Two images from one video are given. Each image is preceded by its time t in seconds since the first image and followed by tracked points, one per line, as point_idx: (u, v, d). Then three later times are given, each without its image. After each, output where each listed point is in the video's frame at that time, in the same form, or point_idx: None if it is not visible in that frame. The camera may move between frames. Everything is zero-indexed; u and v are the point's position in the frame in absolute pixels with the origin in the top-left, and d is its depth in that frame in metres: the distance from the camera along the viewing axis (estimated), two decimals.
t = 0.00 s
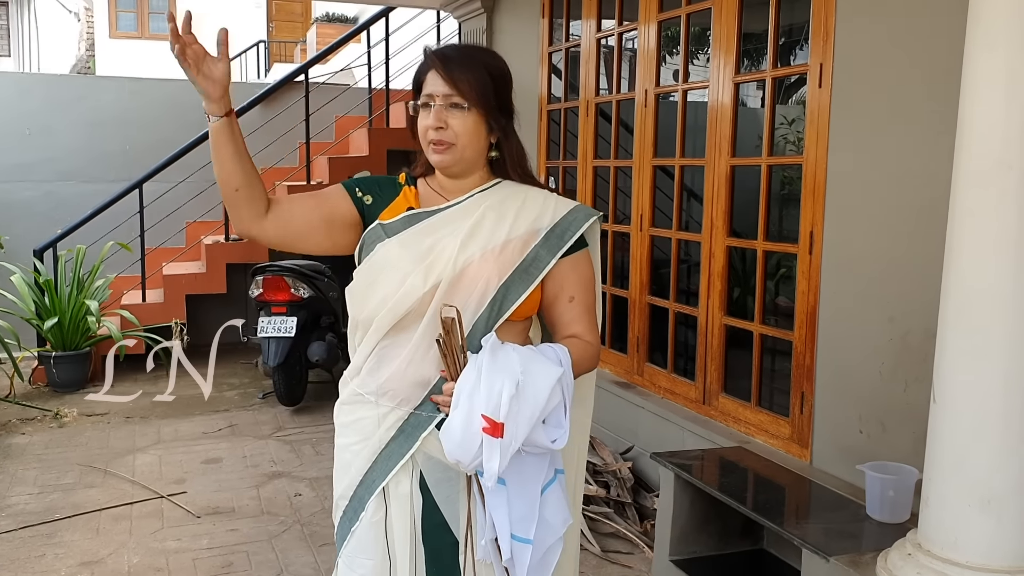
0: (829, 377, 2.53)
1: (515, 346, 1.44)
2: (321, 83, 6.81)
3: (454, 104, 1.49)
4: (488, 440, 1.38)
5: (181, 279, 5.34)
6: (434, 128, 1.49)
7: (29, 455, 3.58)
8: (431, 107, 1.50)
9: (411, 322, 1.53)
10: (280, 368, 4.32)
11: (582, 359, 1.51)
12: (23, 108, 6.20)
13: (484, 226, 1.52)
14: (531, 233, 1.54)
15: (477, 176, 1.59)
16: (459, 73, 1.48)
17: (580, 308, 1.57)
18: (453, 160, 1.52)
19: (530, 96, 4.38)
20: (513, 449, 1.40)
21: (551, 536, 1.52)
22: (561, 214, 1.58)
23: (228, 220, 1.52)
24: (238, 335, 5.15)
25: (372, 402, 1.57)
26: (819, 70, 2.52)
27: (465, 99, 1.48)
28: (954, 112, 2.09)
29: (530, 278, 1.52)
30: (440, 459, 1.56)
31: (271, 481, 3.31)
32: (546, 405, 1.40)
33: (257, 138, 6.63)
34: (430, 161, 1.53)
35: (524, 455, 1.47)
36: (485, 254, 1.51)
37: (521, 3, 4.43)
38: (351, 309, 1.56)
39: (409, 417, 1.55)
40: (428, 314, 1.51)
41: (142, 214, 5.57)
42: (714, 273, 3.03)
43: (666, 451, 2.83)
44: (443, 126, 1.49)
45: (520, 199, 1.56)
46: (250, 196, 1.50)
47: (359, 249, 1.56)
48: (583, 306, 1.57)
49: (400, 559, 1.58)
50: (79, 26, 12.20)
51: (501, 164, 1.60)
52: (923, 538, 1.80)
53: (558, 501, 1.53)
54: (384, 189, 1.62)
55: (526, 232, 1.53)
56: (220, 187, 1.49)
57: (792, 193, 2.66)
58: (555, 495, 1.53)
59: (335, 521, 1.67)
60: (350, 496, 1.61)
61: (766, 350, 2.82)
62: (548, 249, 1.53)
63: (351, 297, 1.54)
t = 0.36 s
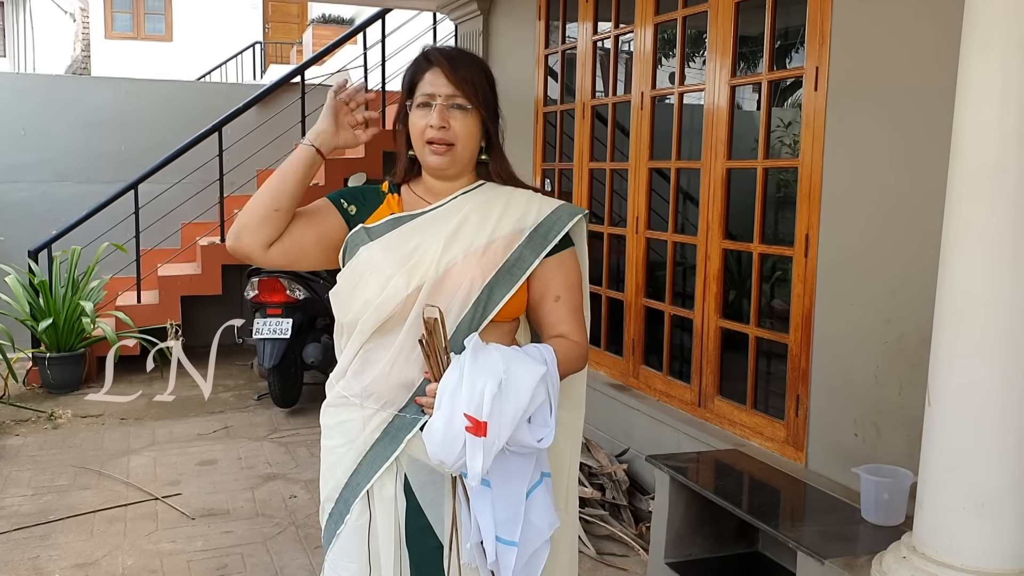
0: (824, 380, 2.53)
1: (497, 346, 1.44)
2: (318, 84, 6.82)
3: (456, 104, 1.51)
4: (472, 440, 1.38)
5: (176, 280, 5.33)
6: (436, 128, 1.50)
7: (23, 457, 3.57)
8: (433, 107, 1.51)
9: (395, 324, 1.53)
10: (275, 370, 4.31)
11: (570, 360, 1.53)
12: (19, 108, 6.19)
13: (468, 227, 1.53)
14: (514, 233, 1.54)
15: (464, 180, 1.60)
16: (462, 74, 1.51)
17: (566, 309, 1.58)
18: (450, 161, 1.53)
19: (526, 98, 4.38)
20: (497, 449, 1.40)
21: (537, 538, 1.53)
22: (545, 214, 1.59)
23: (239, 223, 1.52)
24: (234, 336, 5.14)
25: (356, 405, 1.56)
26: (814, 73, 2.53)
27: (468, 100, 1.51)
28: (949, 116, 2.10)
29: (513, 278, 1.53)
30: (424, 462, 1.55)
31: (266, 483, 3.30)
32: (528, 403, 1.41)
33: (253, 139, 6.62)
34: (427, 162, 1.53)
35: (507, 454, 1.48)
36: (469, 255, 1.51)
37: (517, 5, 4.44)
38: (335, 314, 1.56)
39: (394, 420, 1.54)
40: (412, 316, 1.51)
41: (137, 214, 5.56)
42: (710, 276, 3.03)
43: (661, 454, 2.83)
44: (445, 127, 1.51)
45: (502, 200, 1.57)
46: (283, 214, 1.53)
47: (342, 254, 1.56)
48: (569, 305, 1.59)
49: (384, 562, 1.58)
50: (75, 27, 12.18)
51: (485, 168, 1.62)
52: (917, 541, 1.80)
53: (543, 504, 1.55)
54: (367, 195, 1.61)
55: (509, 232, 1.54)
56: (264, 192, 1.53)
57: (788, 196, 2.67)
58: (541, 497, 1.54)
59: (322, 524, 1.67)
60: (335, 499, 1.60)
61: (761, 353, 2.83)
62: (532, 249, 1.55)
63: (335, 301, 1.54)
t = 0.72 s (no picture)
0: (823, 384, 2.53)
1: (500, 347, 1.46)
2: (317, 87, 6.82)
3: (447, 107, 1.51)
4: (486, 441, 1.38)
5: (175, 283, 5.32)
6: (429, 131, 1.50)
7: (21, 460, 3.56)
8: (424, 110, 1.50)
9: (392, 328, 1.52)
10: (273, 373, 4.30)
11: (558, 358, 1.57)
12: (17, 110, 6.18)
13: (462, 228, 1.53)
14: (505, 233, 1.56)
15: (446, 184, 1.60)
16: (452, 78, 1.51)
17: (553, 307, 1.61)
18: (440, 164, 1.54)
19: (525, 100, 4.39)
20: (509, 449, 1.41)
21: (539, 536, 1.57)
22: (530, 214, 1.60)
23: (243, 194, 1.48)
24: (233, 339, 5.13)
25: (353, 412, 1.54)
26: (814, 76, 2.53)
27: (459, 103, 1.52)
28: (949, 120, 2.10)
29: (509, 279, 1.55)
30: (426, 466, 1.55)
31: (264, 486, 3.30)
32: (536, 402, 1.43)
33: (252, 142, 6.62)
34: (416, 165, 1.53)
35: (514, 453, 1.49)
36: (466, 256, 1.52)
37: (517, 8, 4.44)
38: (328, 321, 1.52)
39: (395, 425, 1.54)
40: (411, 320, 1.51)
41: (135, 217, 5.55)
42: (709, 279, 3.03)
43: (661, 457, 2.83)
44: (437, 130, 1.51)
45: (489, 200, 1.57)
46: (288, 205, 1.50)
47: (332, 258, 1.53)
48: (556, 303, 1.62)
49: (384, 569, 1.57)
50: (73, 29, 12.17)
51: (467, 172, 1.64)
52: (917, 546, 1.80)
53: (543, 501, 1.58)
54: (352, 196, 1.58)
55: (500, 233, 1.55)
56: (282, 176, 1.49)
57: (787, 199, 2.66)
58: (541, 494, 1.57)
59: (314, 535, 1.63)
60: (332, 508, 1.58)
61: (760, 356, 2.82)
62: (523, 248, 1.57)
63: (328, 309, 1.51)
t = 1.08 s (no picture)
0: (822, 386, 2.53)
1: (503, 344, 1.46)
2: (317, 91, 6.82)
3: (448, 117, 1.52)
4: (496, 440, 1.39)
5: (174, 286, 5.32)
6: (430, 141, 1.51)
7: (20, 463, 3.55)
8: (426, 118, 1.51)
9: (392, 328, 1.52)
10: (273, 376, 4.30)
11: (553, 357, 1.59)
12: (16, 114, 6.18)
13: (457, 225, 1.53)
14: (498, 229, 1.57)
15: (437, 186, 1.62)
16: (454, 88, 1.52)
17: (546, 303, 1.62)
18: (437, 172, 1.54)
19: (524, 103, 4.39)
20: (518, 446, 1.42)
21: (544, 530, 1.58)
22: (520, 210, 1.60)
23: (260, 140, 1.48)
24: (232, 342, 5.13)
25: (355, 415, 1.54)
26: (813, 80, 2.53)
27: (458, 113, 1.54)
28: (948, 123, 2.10)
29: (504, 275, 1.56)
30: (429, 469, 1.55)
31: (264, 490, 3.29)
32: (541, 399, 1.43)
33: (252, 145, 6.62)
34: (414, 173, 1.53)
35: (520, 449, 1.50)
36: (462, 254, 1.53)
37: (516, 11, 4.44)
38: (325, 324, 1.51)
39: (399, 428, 1.54)
40: (411, 319, 1.51)
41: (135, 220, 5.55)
42: (709, 282, 3.03)
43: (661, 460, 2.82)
44: (439, 140, 1.52)
45: (479, 198, 1.57)
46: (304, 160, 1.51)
47: (326, 262, 1.52)
48: (549, 300, 1.62)
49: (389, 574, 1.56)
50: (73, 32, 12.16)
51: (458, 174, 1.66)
52: (917, 548, 1.80)
53: (546, 496, 1.58)
54: (345, 190, 1.57)
55: (493, 229, 1.56)
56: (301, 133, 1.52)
57: (787, 202, 2.66)
58: (544, 489, 1.58)
59: (314, 544, 1.61)
60: (336, 513, 1.57)
61: (760, 359, 2.82)
62: (516, 244, 1.58)
63: (326, 312, 1.50)
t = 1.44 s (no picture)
0: (821, 387, 2.53)
1: (502, 348, 1.46)
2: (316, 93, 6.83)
3: (448, 116, 1.53)
4: (495, 443, 1.39)
5: (172, 288, 5.32)
6: (432, 141, 1.51)
7: (19, 466, 3.55)
8: (427, 118, 1.51)
9: (391, 330, 1.51)
10: (272, 378, 4.30)
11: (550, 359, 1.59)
12: (15, 117, 6.18)
13: (456, 228, 1.53)
14: (497, 232, 1.57)
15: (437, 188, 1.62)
16: (453, 87, 1.53)
17: (543, 307, 1.63)
18: (439, 171, 1.55)
19: (523, 105, 4.39)
20: (516, 450, 1.42)
21: (540, 534, 1.58)
22: (518, 214, 1.60)
23: (250, 141, 1.50)
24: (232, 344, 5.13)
25: (352, 417, 1.54)
26: (811, 81, 2.53)
27: (457, 112, 1.54)
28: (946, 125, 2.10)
29: (503, 279, 1.57)
30: (425, 471, 1.55)
31: (263, 492, 3.29)
32: (540, 403, 1.44)
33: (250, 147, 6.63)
34: (416, 171, 1.54)
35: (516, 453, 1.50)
36: (461, 256, 1.52)
37: (515, 13, 4.45)
38: (324, 327, 1.51)
39: (396, 430, 1.53)
40: (411, 321, 1.50)
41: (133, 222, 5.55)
42: (708, 283, 3.03)
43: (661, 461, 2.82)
44: (440, 140, 1.52)
45: (478, 200, 1.57)
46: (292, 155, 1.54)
47: (325, 263, 1.51)
48: (546, 303, 1.63)
49: None
50: (72, 35, 12.15)
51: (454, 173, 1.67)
52: (917, 549, 1.80)
53: (542, 499, 1.59)
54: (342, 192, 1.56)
55: (492, 232, 1.56)
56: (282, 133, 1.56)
57: (786, 204, 2.66)
58: (541, 491, 1.58)
59: (310, 547, 1.60)
60: (332, 515, 1.56)
61: (760, 360, 2.82)
62: (515, 248, 1.58)
63: (325, 314, 1.50)
